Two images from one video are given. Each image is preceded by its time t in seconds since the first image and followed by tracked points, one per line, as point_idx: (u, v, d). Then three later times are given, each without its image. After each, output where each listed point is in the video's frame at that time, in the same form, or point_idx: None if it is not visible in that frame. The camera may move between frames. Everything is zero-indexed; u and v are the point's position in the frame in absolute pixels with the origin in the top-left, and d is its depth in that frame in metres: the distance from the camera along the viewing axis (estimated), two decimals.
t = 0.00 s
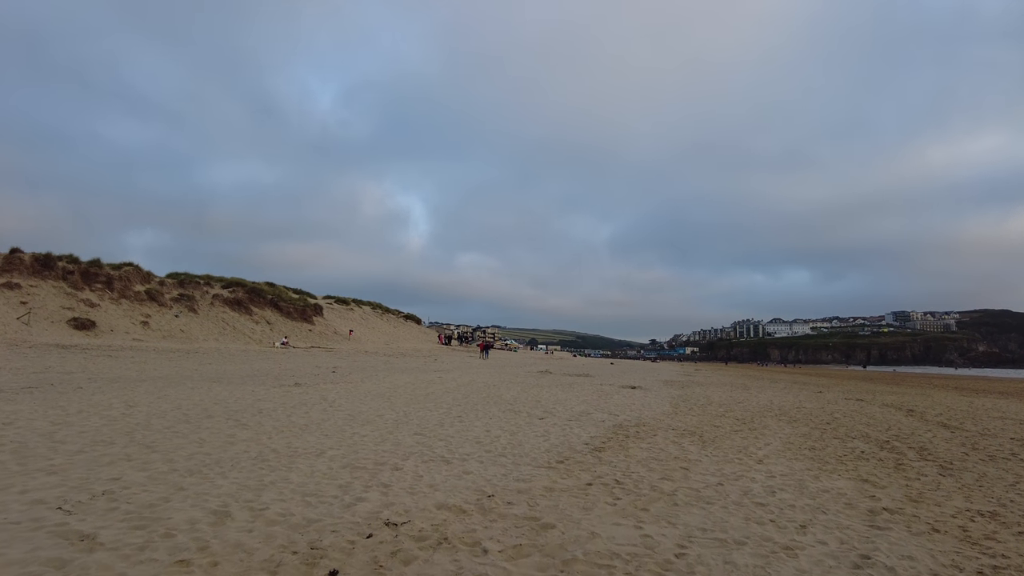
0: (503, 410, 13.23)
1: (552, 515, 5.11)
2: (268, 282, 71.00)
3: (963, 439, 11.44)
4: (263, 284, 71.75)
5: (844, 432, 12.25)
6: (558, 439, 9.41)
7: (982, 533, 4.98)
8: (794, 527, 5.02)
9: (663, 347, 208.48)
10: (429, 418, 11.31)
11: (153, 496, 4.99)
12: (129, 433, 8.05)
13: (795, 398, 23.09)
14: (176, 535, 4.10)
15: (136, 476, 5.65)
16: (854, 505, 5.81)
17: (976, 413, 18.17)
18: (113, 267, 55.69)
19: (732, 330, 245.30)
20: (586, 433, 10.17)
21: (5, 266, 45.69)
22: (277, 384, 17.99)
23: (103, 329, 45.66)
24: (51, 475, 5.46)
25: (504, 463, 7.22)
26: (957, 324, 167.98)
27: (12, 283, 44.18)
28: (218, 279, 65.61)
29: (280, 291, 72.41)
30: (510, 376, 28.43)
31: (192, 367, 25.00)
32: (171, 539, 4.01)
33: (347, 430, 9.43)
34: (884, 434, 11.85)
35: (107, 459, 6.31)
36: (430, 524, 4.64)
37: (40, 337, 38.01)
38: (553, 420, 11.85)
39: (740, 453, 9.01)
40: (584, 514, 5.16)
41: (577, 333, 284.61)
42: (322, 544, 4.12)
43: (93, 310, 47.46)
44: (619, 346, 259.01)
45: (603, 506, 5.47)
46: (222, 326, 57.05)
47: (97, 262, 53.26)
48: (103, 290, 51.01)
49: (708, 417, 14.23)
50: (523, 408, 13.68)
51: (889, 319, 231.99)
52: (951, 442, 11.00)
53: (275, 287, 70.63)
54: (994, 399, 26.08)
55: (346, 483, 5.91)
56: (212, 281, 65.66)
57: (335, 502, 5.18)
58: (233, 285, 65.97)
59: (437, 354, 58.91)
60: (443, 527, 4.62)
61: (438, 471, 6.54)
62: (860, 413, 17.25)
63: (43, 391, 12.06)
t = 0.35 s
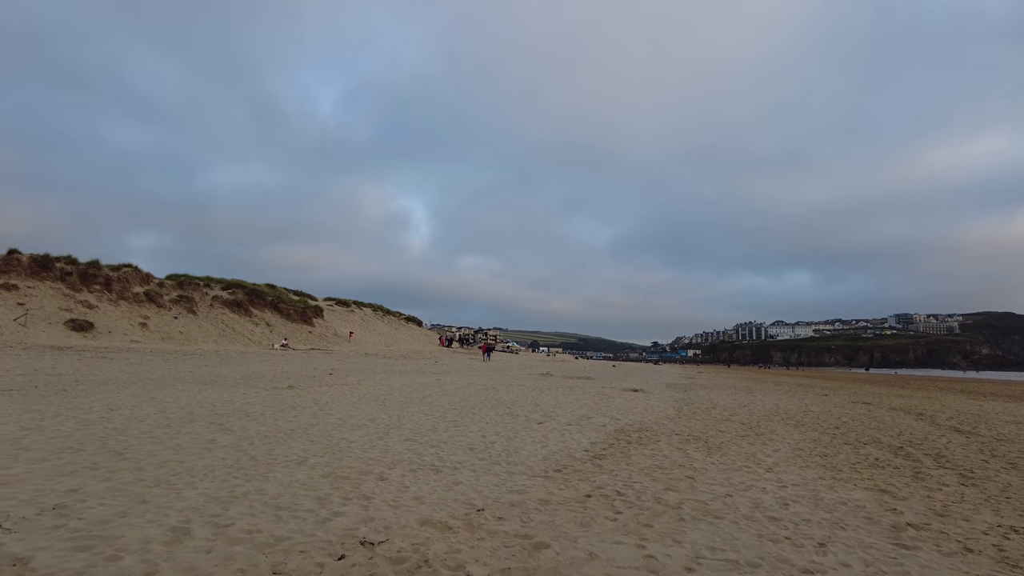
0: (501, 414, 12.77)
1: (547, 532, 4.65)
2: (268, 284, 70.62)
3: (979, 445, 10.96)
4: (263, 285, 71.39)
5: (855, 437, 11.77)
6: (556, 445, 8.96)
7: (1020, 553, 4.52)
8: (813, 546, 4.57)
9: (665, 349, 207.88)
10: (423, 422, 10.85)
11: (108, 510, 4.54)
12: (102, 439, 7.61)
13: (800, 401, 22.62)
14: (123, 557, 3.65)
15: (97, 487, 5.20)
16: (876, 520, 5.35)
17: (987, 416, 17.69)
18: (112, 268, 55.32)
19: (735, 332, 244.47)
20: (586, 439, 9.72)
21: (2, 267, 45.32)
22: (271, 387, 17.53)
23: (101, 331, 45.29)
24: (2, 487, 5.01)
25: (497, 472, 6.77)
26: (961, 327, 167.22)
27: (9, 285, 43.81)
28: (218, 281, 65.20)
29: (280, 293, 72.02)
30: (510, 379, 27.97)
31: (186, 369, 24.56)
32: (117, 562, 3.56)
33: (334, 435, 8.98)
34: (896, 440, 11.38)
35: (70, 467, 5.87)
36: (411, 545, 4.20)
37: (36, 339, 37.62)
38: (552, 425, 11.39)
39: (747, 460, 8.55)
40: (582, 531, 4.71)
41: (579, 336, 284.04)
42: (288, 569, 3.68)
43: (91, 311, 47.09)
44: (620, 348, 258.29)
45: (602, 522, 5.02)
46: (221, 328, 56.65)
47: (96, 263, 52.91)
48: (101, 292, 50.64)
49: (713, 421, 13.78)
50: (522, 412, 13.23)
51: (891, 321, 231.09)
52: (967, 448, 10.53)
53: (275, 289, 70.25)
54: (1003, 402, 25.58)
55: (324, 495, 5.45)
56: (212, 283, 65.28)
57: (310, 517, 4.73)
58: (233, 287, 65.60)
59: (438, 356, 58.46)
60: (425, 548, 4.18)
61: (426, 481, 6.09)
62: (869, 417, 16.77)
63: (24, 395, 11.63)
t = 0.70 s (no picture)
0: (494, 414, 12.35)
1: (531, 543, 4.23)
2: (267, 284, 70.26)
3: (991, 446, 10.53)
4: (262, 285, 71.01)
5: (862, 437, 11.34)
6: (549, 446, 8.53)
7: None
8: (823, 558, 4.15)
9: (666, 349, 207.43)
10: (412, 422, 10.43)
11: (47, 518, 4.12)
12: (68, 439, 7.18)
13: (804, 401, 22.17)
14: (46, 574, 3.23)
15: (44, 491, 4.78)
16: (891, 528, 4.92)
17: (995, 416, 17.27)
18: (110, 267, 54.93)
19: (736, 332, 243.83)
20: (581, 439, 9.31)
21: None
22: (262, 385, 17.11)
23: (97, 330, 44.90)
24: None
25: (484, 475, 6.35)
26: (963, 327, 166.65)
27: (4, 283, 43.41)
28: (216, 280, 64.81)
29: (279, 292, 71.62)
30: (509, 378, 27.55)
31: (179, 368, 24.16)
32: None
33: (317, 436, 8.57)
34: (906, 440, 10.94)
35: (22, 470, 5.45)
36: (378, 557, 3.78)
37: (30, 338, 37.23)
38: (548, 425, 10.97)
39: (750, 461, 8.12)
40: (570, 542, 4.29)
41: (580, 336, 283.62)
42: None
43: (87, 311, 46.70)
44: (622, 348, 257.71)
45: (593, 530, 4.59)
46: (219, 327, 56.26)
47: (93, 262, 52.53)
48: (98, 291, 50.24)
49: (714, 421, 13.34)
50: (517, 412, 12.81)
51: (893, 321, 230.49)
52: (980, 448, 10.10)
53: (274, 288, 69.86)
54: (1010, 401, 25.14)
55: (291, 501, 5.03)
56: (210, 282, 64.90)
57: (271, 526, 4.31)
58: (232, 286, 65.23)
59: (437, 356, 58.04)
60: (394, 561, 3.77)
61: (405, 486, 5.66)
62: (875, 416, 16.32)
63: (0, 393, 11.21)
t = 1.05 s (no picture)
0: (488, 416, 11.90)
1: (514, 567, 3.79)
2: (266, 282, 69.90)
3: (1005, 449, 10.08)
4: (261, 284, 70.61)
5: (870, 440, 10.90)
6: (543, 451, 8.08)
7: None
8: None
9: (667, 347, 207.08)
10: (401, 425, 9.99)
11: None
12: (28, 446, 6.73)
13: (807, 400, 21.71)
14: None
15: None
16: (913, 547, 4.48)
17: (1004, 416, 16.83)
18: (106, 266, 54.53)
19: (738, 330, 243.25)
20: (577, 444, 8.87)
21: None
22: (252, 386, 16.66)
23: (93, 329, 44.52)
24: None
25: (468, 486, 5.91)
26: (964, 324, 166.22)
27: None
28: (214, 279, 64.39)
29: (277, 291, 71.20)
30: (507, 378, 27.16)
31: (172, 368, 23.73)
32: None
33: (297, 441, 8.12)
34: (916, 443, 10.49)
35: None
36: None
37: (24, 338, 36.86)
38: (543, 427, 10.53)
39: (755, 467, 7.67)
40: (558, 566, 3.85)
41: (581, 334, 283.31)
42: None
43: (83, 310, 46.33)
44: (623, 346, 257.26)
45: (583, 551, 4.16)
46: (217, 326, 55.87)
47: (90, 261, 52.14)
48: (94, 290, 49.86)
49: (716, 423, 12.90)
50: (512, 414, 12.37)
51: (894, 319, 229.89)
52: (995, 452, 9.64)
53: (273, 287, 69.45)
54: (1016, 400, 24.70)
55: (254, 517, 4.60)
56: (208, 280, 64.49)
57: (226, 549, 3.88)
58: (230, 285, 64.83)
59: (436, 354, 57.65)
60: None
61: (381, 500, 5.22)
62: (882, 417, 15.86)
63: None
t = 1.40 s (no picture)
0: (483, 417, 11.48)
1: None
2: (265, 280, 69.53)
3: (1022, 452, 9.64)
4: (260, 281, 70.21)
5: (881, 442, 10.46)
6: (538, 455, 7.66)
7: None
8: None
9: (668, 346, 206.69)
10: (391, 427, 9.56)
11: None
12: None
13: (811, 400, 21.30)
14: None
15: None
16: (942, 567, 4.05)
17: (1015, 417, 16.38)
18: (104, 263, 54.14)
19: (738, 328, 242.72)
20: (576, 447, 8.47)
21: None
22: (243, 385, 16.22)
23: (90, 327, 44.14)
24: None
25: (456, 494, 5.49)
26: (966, 323, 165.75)
27: None
28: (213, 277, 63.98)
29: (276, 288, 70.77)
30: (506, 376, 26.76)
31: (164, 367, 23.28)
32: None
33: (279, 444, 7.69)
34: (929, 446, 10.04)
35: None
36: None
37: (19, 335, 36.48)
38: (540, 429, 10.10)
39: (763, 473, 7.24)
40: None
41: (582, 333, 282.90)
42: None
43: (80, 307, 45.95)
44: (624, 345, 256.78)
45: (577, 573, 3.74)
46: (215, 323, 55.47)
47: (87, 258, 51.76)
48: (91, 287, 49.46)
49: (719, 424, 12.48)
50: (509, 414, 11.94)
51: (895, 318, 229.35)
52: (1012, 456, 9.20)
53: (272, 285, 69.07)
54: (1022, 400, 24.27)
55: (216, 531, 4.18)
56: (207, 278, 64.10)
57: (176, 572, 3.46)
58: (229, 282, 64.43)
59: (435, 352, 57.23)
60: None
61: (360, 511, 4.80)
62: (890, 418, 15.42)
63: None
